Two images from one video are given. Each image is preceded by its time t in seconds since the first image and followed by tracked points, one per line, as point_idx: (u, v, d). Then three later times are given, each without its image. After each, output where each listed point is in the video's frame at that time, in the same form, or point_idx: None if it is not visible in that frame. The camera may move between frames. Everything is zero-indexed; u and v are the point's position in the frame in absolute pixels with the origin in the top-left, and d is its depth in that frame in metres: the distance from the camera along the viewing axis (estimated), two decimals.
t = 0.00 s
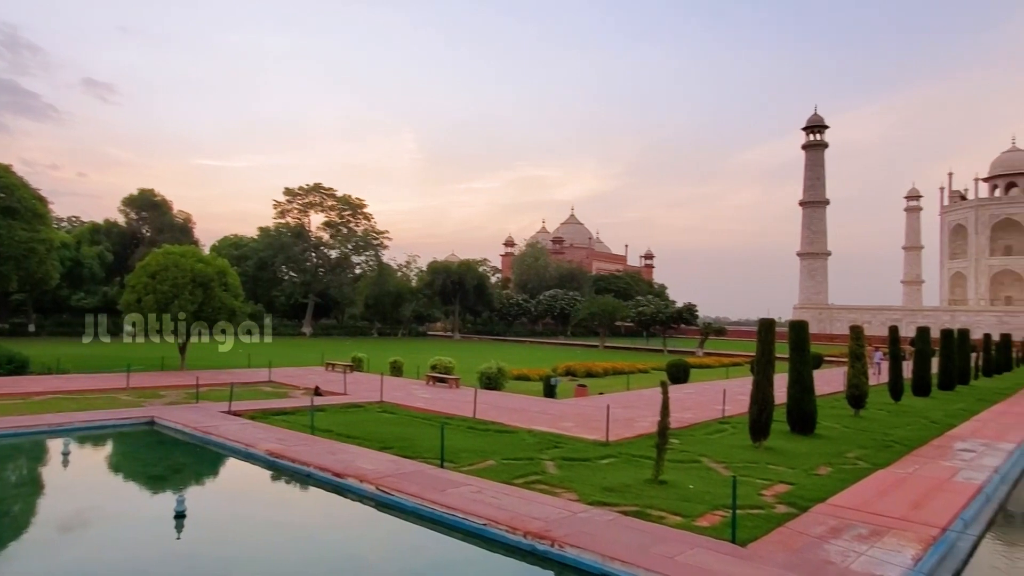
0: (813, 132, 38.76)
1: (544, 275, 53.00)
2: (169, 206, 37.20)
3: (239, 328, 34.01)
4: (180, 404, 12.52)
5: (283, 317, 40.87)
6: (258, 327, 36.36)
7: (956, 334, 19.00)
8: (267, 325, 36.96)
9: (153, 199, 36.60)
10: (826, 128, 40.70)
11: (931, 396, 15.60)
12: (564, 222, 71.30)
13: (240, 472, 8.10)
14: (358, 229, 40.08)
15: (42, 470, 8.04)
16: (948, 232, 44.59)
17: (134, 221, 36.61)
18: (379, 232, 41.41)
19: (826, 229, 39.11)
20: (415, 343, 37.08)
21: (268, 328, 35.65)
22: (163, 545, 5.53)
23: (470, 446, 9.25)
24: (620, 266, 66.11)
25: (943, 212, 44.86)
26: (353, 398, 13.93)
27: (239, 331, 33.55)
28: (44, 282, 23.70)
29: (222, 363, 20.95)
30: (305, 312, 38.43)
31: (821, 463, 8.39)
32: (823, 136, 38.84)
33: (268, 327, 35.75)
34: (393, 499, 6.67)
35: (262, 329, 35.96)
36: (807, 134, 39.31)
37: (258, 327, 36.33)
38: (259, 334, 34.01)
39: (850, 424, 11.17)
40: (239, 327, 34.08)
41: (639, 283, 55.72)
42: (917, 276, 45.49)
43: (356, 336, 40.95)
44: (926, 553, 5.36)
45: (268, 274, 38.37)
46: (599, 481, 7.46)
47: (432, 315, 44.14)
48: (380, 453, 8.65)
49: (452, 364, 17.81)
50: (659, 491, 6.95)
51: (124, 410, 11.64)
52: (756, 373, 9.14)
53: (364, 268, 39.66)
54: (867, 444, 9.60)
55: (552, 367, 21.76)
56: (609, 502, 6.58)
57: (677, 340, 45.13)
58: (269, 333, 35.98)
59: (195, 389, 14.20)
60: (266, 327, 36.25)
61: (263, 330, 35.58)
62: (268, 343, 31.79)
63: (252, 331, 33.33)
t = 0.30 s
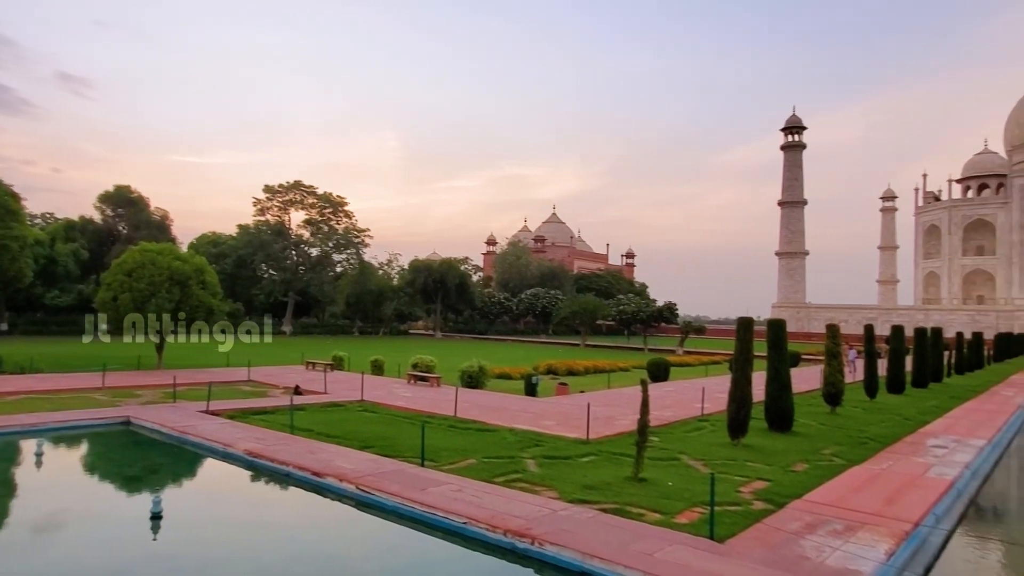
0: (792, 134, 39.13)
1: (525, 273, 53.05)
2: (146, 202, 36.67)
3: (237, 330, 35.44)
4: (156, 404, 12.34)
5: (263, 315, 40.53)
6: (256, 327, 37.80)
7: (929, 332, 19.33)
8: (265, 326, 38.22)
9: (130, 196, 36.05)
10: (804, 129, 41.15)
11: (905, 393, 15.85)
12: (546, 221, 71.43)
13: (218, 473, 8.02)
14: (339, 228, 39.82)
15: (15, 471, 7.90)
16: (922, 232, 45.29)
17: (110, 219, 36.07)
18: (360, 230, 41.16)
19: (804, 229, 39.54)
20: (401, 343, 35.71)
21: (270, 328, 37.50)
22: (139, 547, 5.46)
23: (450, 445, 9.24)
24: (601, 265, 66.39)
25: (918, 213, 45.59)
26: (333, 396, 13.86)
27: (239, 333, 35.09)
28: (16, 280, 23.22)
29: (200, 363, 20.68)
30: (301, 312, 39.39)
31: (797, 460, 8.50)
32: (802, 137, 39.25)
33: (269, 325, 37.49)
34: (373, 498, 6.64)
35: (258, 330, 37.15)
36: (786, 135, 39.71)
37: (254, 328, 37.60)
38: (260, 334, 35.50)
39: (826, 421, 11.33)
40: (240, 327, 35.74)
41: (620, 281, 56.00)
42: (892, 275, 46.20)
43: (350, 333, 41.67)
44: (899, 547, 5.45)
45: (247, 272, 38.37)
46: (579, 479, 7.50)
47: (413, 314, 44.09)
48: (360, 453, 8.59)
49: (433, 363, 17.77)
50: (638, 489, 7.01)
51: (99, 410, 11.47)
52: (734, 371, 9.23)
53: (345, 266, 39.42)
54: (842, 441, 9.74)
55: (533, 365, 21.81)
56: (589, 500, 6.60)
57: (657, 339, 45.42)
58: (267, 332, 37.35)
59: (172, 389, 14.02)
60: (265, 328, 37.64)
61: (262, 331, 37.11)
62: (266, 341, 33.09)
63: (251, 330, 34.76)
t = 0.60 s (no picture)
0: (772, 134, 39.50)
1: (508, 272, 53.09)
2: (124, 199, 36.19)
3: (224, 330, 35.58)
4: (135, 404, 12.17)
5: (243, 314, 40.20)
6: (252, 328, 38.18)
7: (906, 330, 19.61)
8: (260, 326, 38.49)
9: (107, 193, 35.54)
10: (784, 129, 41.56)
11: (881, 389, 16.08)
12: (528, 219, 71.55)
13: (198, 473, 7.93)
14: (321, 226, 39.55)
15: None
16: (899, 232, 45.96)
17: (87, 216, 35.54)
18: (343, 228, 40.91)
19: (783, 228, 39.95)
20: (388, 343, 34.40)
21: (269, 328, 38.04)
22: (116, 549, 5.38)
23: (433, 444, 9.23)
24: (584, 263, 66.65)
25: (894, 213, 46.26)
26: (315, 396, 13.79)
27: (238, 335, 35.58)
28: None
29: (180, 362, 20.48)
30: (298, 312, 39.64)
31: (776, 456, 8.60)
32: (781, 137, 39.64)
33: (269, 325, 37.93)
34: (355, 498, 6.62)
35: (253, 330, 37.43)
36: (766, 135, 40.06)
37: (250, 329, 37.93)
38: (260, 334, 35.92)
39: (805, 418, 11.49)
40: (239, 332, 36.26)
41: (602, 280, 56.23)
42: (870, 274, 46.84)
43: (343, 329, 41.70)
44: (874, 542, 5.54)
45: (227, 270, 38.11)
46: (561, 477, 7.53)
47: (396, 313, 43.98)
48: (342, 452, 8.55)
49: (416, 361, 17.73)
50: (620, 486, 7.06)
51: (75, 411, 11.31)
52: (714, 368, 9.34)
53: (326, 264, 39.18)
54: (820, 437, 9.87)
55: (515, 364, 21.83)
56: (571, 497, 6.63)
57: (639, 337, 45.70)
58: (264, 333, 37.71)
59: (150, 389, 13.86)
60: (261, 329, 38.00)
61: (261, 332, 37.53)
62: (265, 341, 33.48)
63: (250, 331, 35.14)
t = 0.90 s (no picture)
0: (755, 134, 39.78)
1: (494, 270, 53.08)
2: (105, 197, 35.77)
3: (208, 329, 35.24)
4: (116, 404, 12.02)
5: (227, 313, 39.88)
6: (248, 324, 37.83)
7: (886, 328, 19.82)
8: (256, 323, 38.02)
9: (87, 190, 35.10)
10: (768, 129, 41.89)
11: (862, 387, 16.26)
12: (514, 218, 71.60)
13: (181, 474, 7.86)
14: (306, 224, 39.31)
15: None
16: (880, 231, 46.47)
17: (67, 213, 35.05)
18: (328, 226, 40.69)
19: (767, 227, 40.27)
20: (376, 343, 33.18)
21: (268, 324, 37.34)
22: (97, 550, 5.32)
23: (418, 442, 9.22)
24: (569, 262, 66.79)
25: (875, 212, 46.77)
26: (299, 395, 13.72)
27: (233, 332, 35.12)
28: None
29: (163, 361, 20.28)
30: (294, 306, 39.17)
31: (759, 453, 8.68)
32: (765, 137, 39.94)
33: (268, 321, 37.35)
34: (339, 497, 6.60)
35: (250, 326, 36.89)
36: (750, 135, 40.33)
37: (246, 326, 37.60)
38: (259, 332, 35.16)
39: (787, 415, 11.60)
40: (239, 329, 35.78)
41: (588, 278, 56.38)
42: (852, 273, 47.32)
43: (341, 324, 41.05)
44: (855, 538, 5.61)
45: (210, 269, 37.81)
46: (546, 475, 7.55)
47: (381, 311, 43.86)
48: (326, 452, 8.52)
49: (401, 360, 17.68)
50: (604, 484, 7.09)
51: (55, 411, 11.17)
52: (698, 366, 9.42)
53: (311, 263, 38.95)
54: (802, 434, 9.98)
55: (501, 362, 21.83)
56: (557, 495, 6.65)
57: (625, 335, 45.85)
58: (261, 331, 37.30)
59: (131, 389, 13.72)
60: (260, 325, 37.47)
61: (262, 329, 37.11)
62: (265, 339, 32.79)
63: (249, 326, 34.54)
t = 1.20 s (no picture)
0: (737, 134, 40.08)
1: (478, 269, 53.05)
2: (84, 194, 35.32)
3: (189, 328, 34.85)
4: (94, 404, 11.86)
5: (209, 312, 39.49)
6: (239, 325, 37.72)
7: (865, 327, 20.07)
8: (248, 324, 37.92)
9: (66, 187, 34.62)
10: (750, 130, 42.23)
11: (842, 385, 16.43)
12: (499, 217, 71.61)
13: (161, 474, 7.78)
14: (289, 222, 38.99)
15: None
16: (860, 231, 47.03)
17: (45, 211, 34.52)
18: (311, 225, 40.37)
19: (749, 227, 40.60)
20: (358, 343, 32.17)
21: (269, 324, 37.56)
22: (73, 552, 5.25)
23: (401, 442, 9.20)
24: (554, 261, 66.90)
25: (855, 212, 47.34)
26: (281, 394, 13.62)
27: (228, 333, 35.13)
28: None
29: (143, 360, 20.07)
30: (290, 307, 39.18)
31: (741, 451, 8.75)
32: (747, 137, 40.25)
33: (268, 321, 37.51)
34: (321, 497, 6.58)
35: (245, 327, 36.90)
36: (732, 135, 40.62)
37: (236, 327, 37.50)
38: (260, 333, 35.27)
39: (768, 413, 11.72)
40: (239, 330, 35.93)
41: (572, 277, 56.53)
42: (832, 272, 47.86)
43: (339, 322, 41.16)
44: (834, 534, 5.68)
45: (191, 267, 37.47)
46: (529, 473, 7.56)
47: (365, 310, 43.67)
48: (309, 452, 8.47)
49: (384, 359, 17.61)
50: (587, 482, 7.12)
51: (32, 412, 11.00)
52: (681, 364, 9.49)
53: (294, 262, 38.66)
54: (783, 432, 10.08)
55: (485, 361, 21.84)
56: (540, 494, 6.67)
57: (608, 334, 46.01)
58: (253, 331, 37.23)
59: (111, 389, 13.55)
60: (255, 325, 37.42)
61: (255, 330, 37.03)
62: (263, 339, 32.92)
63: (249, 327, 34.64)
